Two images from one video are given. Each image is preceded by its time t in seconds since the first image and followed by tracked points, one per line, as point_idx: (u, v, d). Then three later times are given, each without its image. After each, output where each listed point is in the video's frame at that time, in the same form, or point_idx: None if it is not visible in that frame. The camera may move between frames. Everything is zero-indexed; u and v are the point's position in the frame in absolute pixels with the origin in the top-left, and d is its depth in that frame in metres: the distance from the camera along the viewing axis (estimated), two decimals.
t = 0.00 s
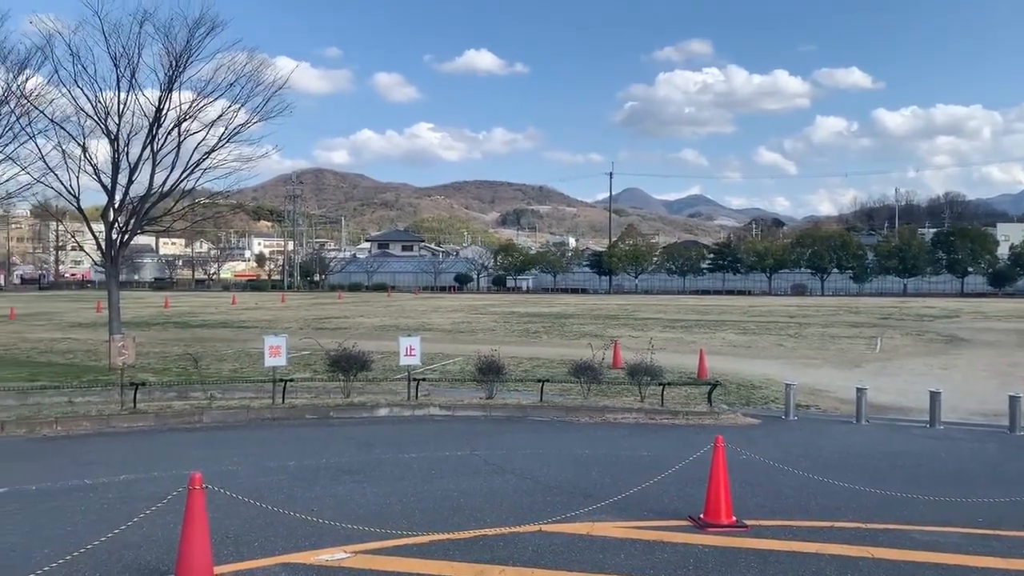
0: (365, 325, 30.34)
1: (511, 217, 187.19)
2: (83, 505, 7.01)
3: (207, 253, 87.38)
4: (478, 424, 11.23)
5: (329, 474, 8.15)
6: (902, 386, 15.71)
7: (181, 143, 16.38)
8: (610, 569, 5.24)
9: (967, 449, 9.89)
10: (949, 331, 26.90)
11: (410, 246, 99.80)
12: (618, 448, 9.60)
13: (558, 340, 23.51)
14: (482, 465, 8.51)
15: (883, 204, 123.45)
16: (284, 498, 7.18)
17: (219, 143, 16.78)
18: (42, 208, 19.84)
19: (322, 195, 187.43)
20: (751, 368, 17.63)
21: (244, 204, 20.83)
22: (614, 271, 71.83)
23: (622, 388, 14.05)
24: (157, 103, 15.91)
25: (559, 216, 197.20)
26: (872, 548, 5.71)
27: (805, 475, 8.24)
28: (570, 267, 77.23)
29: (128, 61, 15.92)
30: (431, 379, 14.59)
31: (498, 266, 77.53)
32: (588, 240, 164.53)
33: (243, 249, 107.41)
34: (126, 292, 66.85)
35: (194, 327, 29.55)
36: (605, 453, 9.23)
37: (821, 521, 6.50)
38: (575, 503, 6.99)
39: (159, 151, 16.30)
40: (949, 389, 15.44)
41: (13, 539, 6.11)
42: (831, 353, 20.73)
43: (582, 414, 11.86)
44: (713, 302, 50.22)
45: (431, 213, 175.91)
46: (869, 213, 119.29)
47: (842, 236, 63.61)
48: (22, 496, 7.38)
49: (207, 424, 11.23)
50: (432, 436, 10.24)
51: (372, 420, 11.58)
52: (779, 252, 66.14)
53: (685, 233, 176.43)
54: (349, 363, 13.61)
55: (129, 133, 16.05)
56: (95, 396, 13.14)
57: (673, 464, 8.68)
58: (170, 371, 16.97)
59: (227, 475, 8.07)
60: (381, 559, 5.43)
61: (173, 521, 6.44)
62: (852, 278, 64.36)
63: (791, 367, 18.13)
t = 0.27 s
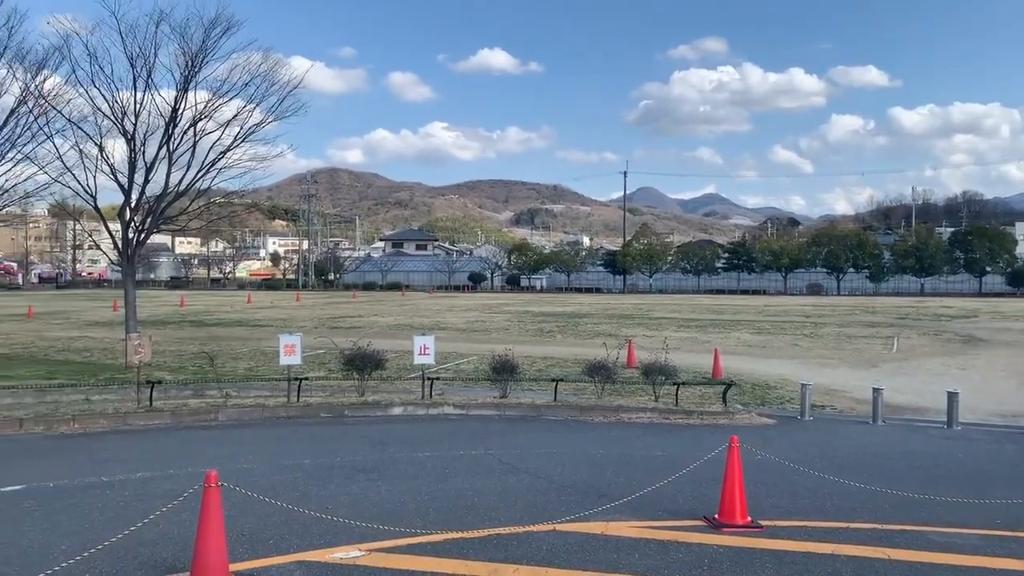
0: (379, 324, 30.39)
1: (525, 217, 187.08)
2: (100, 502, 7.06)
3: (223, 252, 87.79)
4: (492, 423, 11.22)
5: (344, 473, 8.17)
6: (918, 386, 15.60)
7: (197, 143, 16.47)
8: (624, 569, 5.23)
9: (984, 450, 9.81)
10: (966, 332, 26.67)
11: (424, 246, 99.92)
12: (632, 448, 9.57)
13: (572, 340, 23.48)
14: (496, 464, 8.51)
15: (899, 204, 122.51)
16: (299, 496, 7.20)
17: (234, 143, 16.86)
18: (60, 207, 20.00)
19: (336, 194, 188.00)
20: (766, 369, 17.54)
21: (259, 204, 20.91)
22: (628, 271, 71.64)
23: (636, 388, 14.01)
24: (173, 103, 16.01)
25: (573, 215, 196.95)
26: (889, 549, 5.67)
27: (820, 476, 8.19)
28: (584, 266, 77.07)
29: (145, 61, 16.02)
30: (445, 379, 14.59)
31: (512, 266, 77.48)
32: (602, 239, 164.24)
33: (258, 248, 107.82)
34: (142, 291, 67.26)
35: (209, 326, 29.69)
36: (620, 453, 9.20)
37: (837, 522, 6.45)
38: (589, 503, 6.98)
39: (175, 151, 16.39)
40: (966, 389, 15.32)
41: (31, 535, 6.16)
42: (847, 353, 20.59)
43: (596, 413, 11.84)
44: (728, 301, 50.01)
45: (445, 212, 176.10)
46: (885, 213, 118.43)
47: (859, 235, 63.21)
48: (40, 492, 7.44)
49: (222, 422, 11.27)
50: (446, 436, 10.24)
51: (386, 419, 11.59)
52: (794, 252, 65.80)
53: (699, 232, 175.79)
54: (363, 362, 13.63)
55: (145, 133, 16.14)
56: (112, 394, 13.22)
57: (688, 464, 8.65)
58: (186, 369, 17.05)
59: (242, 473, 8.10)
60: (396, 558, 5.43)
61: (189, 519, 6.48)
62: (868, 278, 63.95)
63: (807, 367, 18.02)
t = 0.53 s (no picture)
0: (392, 323, 30.46)
1: (539, 216, 187.00)
2: (116, 499, 7.11)
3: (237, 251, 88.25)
4: (505, 422, 11.23)
5: (358, 471, 8.19)
6: (934, 386, 15.48)
7: (212, 142, 16.56)
8: (637, 568, 5.21)
9: (1002, 451, 9.72)
10: (983, 331, 26.44)
11: (437, 245, 100.07)
12: (646, 447, 9.55)
13: (585, 339, 23.45)
14: (509, 463, 8.51)
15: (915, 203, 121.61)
16: (312, 493, 7.23)
17: (248, 142, 16.94)
18: (77, 206, 20.15)
19: (350, 193, 188.54)
20: (781, 368, 17.46)
21: (274, 203, 20.99)
22: (641, 270, 71.46)
23: (649, 387, 13.98)
24: (188, 102, 16.09)
25: (586, 214, 196.67)
26: (905, 550, 5.63)
27: (834, 476, 8.15)
28: (597, 265, 76.93)
29: (160, 61, 16.11)
30: (458, 377, 14.60)
31: (525, 265, 77.45)
32: (615, 238, 163.95)
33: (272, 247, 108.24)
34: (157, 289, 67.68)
35: (224, 324, 29.85)
36: (633, 452, 9.19)
37: (852, 522, 6.42)
38: (602, 502, 6.97)
39: (190, 150, 16.48)
40: (983, 390, 15.19)
41: (48, 531, 6.21)
42: (862, 353, 20.47)
43: (609, 412, 11.82)
44: (742, 300, 49.83)
45: (458, 211, 176.26)
46: (901, 212, 117.58)
47: (874, 234, 62.81)
48: (57, 489, 7.51)
49: (237, 420, 11.33)
50: (459, 434, 10.24)
51: (400, 417, 11.62)
52: (809, 251, 65.46)
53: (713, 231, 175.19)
54: (376, 360, 13.65)
55: (160, 132, 16.24)
56: (127, 392, 13.32)
57: (701, 464, 8.63)
58: (201, 367, 17.14)
59: (257, 471, 8.14)
60: (409, 556, 5.44)
61: (203, 516, 6.52)
62: (884, 277, 63.55)
63: (821, 366, 17.93)
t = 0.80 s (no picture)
0: (407, 324, 30.55)
1: (552, 217, 187.01)
2: (135, 499, 7.17)
3: (252, 252, 88.70)
4: (520, 423, 11.24)
5: (373, 471, 8.23)
6: (951, 388, 15.38)
7: (227, 145, 16.66)
8: (651, 569, 5.22)
9: (1020, 454, 9.65)
10: (1001, 333, 26.24)
11: (451, 246, 100.21)
12: (660, 448, 9.53)
13: (599, 340, 23.45)
14: (523, 464, 8.53)
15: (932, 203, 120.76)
16: (328, 494, 7.27)
17: (264, 144, 17.04)
18: (94, 208, 20.32)
19: (364, 195, 189.15)
20: (796, 369, 17.38)
21: (289, 204, 21.09)
22: (655, 271, 71.30)
23: (664, 388, 13.96)
24: (204, 105, 16.20)
25: (600, 215, 196.48)
26: (921, 552, 5.60)
27: (850, 478, 8.12)
28: (611, 267, 76.85)
29: (176, 63, 16.22)
30: (472, 378, 14.61)
31: (539, 266, 77.43)
32: (629, 239, 163.66)
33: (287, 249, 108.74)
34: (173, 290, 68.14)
35: (240, 326, 30.01)
36: (647, 453, 9.18)
37: (868, 524, 6.39)
38: (616, 503, 6.98)
39: (206, 153, 16.59)
40: (1000, 391, 15.07)
41: (67, 530, 6.27)
42: (878, 354, 20.37)
43: (624, 414, 11.81)
44: (756, 301, 49.63)
45: (472, 212, 176.43)
46: (917, 212, 116.80)
47: (890, 235, 62.43)
48: (76, 489, 7.57)
49: (253, 421, 11.39)
50: (474, 436, 10.26)
51: (414, 418, 11.66)
52: (824, 252, 65.14)
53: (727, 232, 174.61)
54: (391, 361, 13.68)
55: (177, 134, 16.36)
56: (145, 393, 13.41)
57: (716, 465, 8.61)
58: (217, 368, 17.25)
59: (273, 471, 8.19)
60: (424, 556, 5.47)
61: (220, 515, 6.56)
62: (900, 278, 63.17)
63: (837, 368, 17.83)
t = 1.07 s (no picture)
0: (426, 329, 30.64)
1: (571, 221, 186.92)
2: (158, 504, 7.25)
3: (273, 258, 89.31)
4: (539, 428, 11.25)
5: (393, 476, 8.26)
6: (975, 392, 15.23)
7: (248, 153, 16.81)
8: None
9: None
10: None
11: (469, 250, 100.43)
12: (681, 454, 9.51)
13: (618, 345, 23.41)
14: (543, 469, 8.53)
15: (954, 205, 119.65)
16: (349, 499, 7.31)
17: (284, 151, 17.18)
18: (118, 216, 20.54)
19: (383, 201, 189.94)
20: (817, 374, 17.27)
21: (309, 211, 21.23)
22: (675, 275, 71.07)
23: (684, 393, 13.92)
24: (225, 113, 16.36)
25: (619, 219, 196.18)
26: (946, 559, 5.55)
27: (873, 483, 8.05)
28: (630, 271, 76.71)
29: (198, 73, 16.40)
30: (491, 383, 14.63)
31: (557, 270, 77.40)
32: (648, 243, 163.26)
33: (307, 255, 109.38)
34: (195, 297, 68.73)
35: (261, 331, 30.23)
36: (667, 459, 9.16)
37: (892, 529, 6.34)
38: (637, 509, 6.96)
39: (227, 161, 16.75)
40: None
41: (93, 535, 6.35)
42: (900, 358, 20.20)
43: (643, 419, 11.79)
44: (777, 305, 49.34)
45: (490, 217, 176.74)
46: (939, 214, 115.78)
47: (911, 237, 61.90)
48: (101, 494, 7.66)
49: (274, 426, 11.47)
50: (493, 441, 10.28)
51: (434, 423, 11.70)
52: (845, 255, 64.70)
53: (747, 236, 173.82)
54: (410, 366, 13.73)
55: (198, 143, 16.52)
56: (167, 398, 13.55)
57: (737, 470, 8.58)
58: (239, 374, 17.38)
59: (294, 476, 8.25)
60: (445, 562, 5.48)
61: (243, 520, 6.62)
62: (922, 281, 62.59)
63: (859, 372, 17.71)
